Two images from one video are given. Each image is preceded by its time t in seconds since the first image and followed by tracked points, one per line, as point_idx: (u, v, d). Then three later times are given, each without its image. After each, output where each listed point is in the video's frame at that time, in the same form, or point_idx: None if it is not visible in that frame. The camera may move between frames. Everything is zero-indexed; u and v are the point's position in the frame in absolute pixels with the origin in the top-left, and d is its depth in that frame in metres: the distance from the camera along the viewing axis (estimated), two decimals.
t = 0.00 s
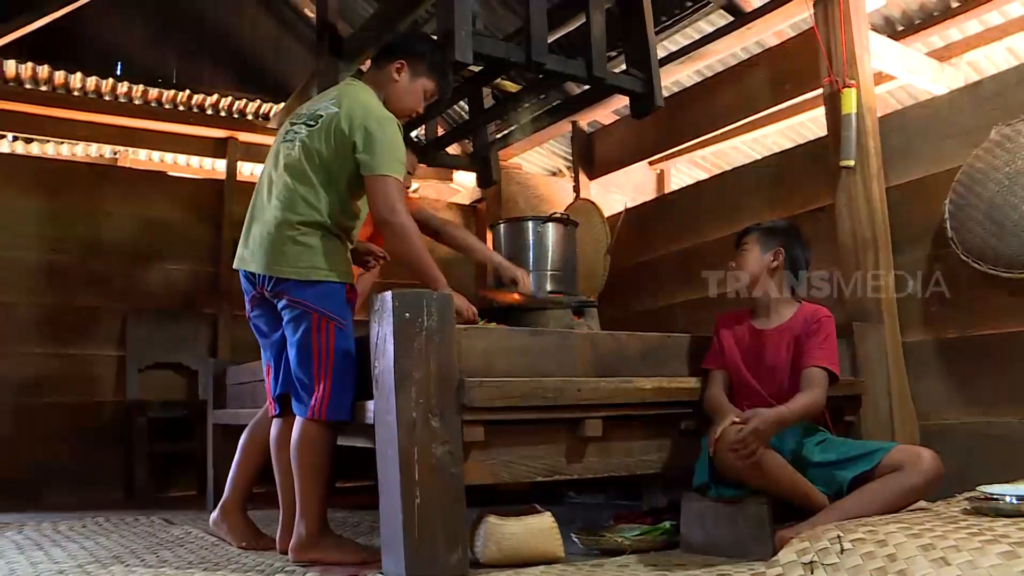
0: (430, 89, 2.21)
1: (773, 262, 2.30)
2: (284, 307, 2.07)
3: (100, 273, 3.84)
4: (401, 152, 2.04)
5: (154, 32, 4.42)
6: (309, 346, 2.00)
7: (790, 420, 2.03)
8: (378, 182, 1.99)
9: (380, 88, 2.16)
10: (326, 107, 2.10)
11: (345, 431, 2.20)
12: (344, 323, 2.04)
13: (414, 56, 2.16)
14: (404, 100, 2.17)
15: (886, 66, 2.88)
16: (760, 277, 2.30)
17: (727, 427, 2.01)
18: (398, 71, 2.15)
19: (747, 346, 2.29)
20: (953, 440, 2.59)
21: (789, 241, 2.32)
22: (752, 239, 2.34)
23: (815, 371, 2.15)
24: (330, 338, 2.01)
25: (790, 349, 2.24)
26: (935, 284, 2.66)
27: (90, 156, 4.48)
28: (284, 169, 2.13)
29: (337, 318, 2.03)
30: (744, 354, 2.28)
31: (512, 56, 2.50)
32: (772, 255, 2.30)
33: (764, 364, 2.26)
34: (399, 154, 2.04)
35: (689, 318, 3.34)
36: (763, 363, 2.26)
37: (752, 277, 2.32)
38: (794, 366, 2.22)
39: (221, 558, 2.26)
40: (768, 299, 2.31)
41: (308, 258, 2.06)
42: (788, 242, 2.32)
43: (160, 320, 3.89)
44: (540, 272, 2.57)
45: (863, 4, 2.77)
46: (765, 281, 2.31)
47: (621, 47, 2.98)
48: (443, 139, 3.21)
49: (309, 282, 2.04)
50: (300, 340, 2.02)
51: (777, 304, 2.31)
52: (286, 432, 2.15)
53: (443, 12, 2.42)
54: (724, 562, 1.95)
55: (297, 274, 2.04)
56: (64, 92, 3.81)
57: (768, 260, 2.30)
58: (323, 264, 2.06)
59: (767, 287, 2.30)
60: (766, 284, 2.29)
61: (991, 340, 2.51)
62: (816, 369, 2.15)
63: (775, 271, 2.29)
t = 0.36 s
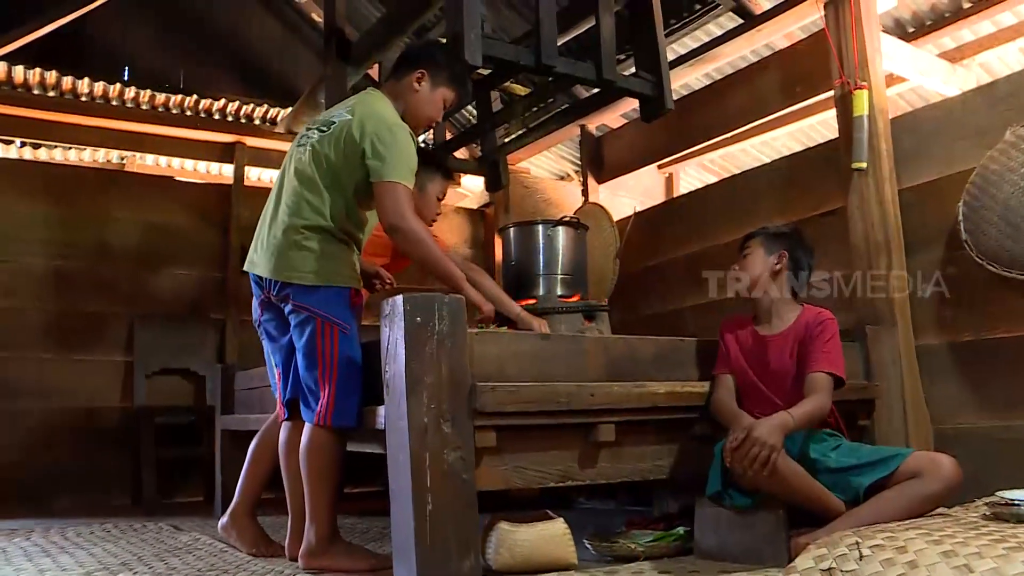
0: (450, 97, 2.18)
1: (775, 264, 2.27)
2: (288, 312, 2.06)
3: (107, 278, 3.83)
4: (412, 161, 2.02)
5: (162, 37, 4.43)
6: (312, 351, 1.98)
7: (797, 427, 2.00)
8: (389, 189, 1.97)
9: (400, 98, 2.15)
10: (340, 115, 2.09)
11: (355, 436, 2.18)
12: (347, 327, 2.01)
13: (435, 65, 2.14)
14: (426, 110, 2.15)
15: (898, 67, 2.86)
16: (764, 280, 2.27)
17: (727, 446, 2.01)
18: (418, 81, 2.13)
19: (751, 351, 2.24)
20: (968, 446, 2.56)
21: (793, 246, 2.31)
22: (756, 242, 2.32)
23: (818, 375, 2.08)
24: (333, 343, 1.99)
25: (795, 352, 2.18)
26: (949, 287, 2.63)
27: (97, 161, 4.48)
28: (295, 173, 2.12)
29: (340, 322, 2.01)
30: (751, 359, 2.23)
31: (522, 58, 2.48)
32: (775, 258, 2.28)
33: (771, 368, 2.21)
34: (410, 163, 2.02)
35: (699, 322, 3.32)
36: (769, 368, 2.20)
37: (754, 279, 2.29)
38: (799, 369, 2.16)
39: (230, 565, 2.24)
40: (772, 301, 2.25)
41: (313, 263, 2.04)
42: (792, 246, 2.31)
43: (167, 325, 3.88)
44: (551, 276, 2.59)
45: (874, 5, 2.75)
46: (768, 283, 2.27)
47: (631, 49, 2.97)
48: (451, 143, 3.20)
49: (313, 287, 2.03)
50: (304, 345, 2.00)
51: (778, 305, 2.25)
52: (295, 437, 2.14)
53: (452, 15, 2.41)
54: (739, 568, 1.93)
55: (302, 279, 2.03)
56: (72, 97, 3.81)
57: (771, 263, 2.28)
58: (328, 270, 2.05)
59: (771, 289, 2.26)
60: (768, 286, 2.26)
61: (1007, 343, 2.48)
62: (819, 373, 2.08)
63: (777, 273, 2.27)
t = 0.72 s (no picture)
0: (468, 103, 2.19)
1: (790, 267, 2.25)
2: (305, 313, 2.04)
3: (116, 282, 3.82)
4: (435, 166, 2.01)
5: (171, 41, 4.43)
6: (328, 354, 1.96)
7: (813, 430, 1.99)
8: (407, 189, 1.96)
9: (418, 100, 2.14)
10: (364, 117, 2.08)
11: (367, 439, 2.16)
12: (365, 331, 2.00)
13: (454, 70, 2.14)
14: (440, 114, 2.14)
15: (911, 67, 2.84)
16: (779, 283, 2.24)
17: (743, 450, 1.98)
18: (437, 85, 2.13)
19: (767, 353, 2.22)
20: (985, 449, 2.53)
21: (805, 248, 2.29)
22: (768, 242, 2.30)
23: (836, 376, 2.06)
24: (351, 346, 1.97)
25: (812, 354, 2.15)
26: (965, 288, 2.60)
27: (106, 165, 4.48)
28: (315, 174, 2.10)
29: (359, 326, 2.00)
30: (766, 361, 2.21)
31: (533, 59, 2.47)
32: (789, 261, 2.26)
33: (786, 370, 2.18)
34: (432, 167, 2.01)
35: (711, 324, 3.30)
36: (786, 370, 2.18)
37: (770, 283, 2.25)
38: (816, 372, 2.13)
39: (242, 569, 2.23)
40: (788, 303, 2.23)
41: (332, 264, 2.03)
42: (805, 248, 2.29)
43: (176, 329, 3.87)
44: (562, 279, 2.56)
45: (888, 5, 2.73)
46: (784, 286, 2.24)
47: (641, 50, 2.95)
48: (460, 145, 3.19)
49: (331, 288, 2.01)
50: (321, 347, 1.98)
51: (794, 308, 2.23)
52: (307, 441, 2.12)
53: (463, 17, 2.39)
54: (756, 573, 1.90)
55: (319, 279, 2.02)
56: (81, 101, 3.81)
57: (785, 265, 2.26)
58: (347, 271, 2.04)
59: (786, 292, 2.24)
60: (783, 288, 2.23)
61: None
62: (837, 374, 2.06)
63: (792, 276, 2.25)
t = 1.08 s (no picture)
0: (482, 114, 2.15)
1: (807, 266, 2.22)
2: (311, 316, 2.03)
3: (126, 283, 3.82)
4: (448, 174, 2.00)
5: (181, 42, 4.43)
6: (336, 357, 1.95)
7: (831, 432, 1.97)
8: (423, 193, 1.95)
9: (431, 108, 2.12)
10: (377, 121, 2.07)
11: (380, 440, 2.14)
12: (371, 331, 1.99)
13: (469, 80, 2.12)
14: (452, 123, 2.11)
15: (927, 64, 2.82)
16: (797, 282, 2.21)
17: (761, 451, 1.96)
18: (450, 93, 2.11)
19: (785, 353, 2.20)
20: (1003, 449, 2.50)
21: (825, 246, 2.25)
22: (785, 241, 2.28)
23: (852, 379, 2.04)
24: (359, 347, 1.96)
25: (830, 355, 2.13)
26: (983, 287, 2.57)
27: (116, 166, 4.48)
28: (323, 173, 2.09)
29: (365, 327, 1.98)
30: (782, 361, 2.19)
31: (545, 57, 2.45)
32: (806, 259, 2.23)
33: (802, 372, 2.16)
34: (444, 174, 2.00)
35: (723, 324, 3.27)
36: (804, 370, 2.16)
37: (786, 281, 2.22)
38: (834, 373, 2.11)
39: (254, 571, 2.22)
40: (806, 303, 2.20)
41: (338, 264, 2.01)
42: (823, 246, 2.25)
43: (186, 330, 3.86)
44: (575, 278, 2.54)
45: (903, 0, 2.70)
46: (802, 285, 2.21)
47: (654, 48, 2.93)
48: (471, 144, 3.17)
49: (335, 289, 2.00)
50: (328, 349, 1.97)
51: (813, 308, 2.20)
52: (320, 443, 2.10)
53: (475, 14, 2.38)
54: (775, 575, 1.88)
55: (324, 279, 2.00)
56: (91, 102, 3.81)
57: (802, 263, 2.22)
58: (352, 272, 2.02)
59: (804, 292, 2.21)
60: (801, 288, 2.20)
61: None
62: (853, 377, 2.03)
63: (809, 274, 2.21)
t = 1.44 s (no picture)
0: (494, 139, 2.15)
1: (825, 266, 2.20)
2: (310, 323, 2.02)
3: (136, 285, 3.82)
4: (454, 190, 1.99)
5: (190, 44, 4.43)
6: (336, 363, 1.93)
7: (849, 434, 1.94)
8: (431, 206, 1.93)
9: (445, 133, 2.12)
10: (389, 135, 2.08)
11: (393, 442, 2.12)
12: (369, 332, 1.96)
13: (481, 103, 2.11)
14: (465, 147, 2.11)
15: (943, 61, 2.79)
16: (814, 281, 2.18)
17: (778, 453, 1.94)
18: (463, 118, 2.10)
19: (802, 356, 2.17)
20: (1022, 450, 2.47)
21: (842, 246, 2.24)
22: (801, 240, 2.25)
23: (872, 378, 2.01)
24: (358, 350, 1.94)
25: (848, 356, 2.10)
26: (1001, 286, 2.54)
27: (126, 168, 4.48)
28: (328, 176, 2.09)
29: (363, 329, 1.96)
30: (799, 363, 2.17)
31: (557, 56, 2.42)
32: (824, 258, 2.21)
33: (821, 373, 2.13)
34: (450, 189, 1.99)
35: (737, 325, 3.25)
36: (821, 370, 2.13)
37: (804, 282, 2.20)
38: (853, 373, 2.08)
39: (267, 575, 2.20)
40: (824, 304, 2.18)
41: (334, 267, 1.99)
42: (840, 246, 2.24)
43: (196, 332, 3.85)
44: (588, 278, 2.52)
45: None
46: (820, 285, 2.19)
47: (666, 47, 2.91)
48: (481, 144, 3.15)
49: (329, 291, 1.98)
50: (329, 355, 1.95)
51: (832, 308, 2.18)
52: (332, 445, 2.09)
53: (486, 13, 2.35)
54: None
55: (319, 280, 1.99)
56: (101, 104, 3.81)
57: (820, 263, 2.20)
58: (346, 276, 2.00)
59: (822, 292, 2.18)
60: (818, 288, 2.18)
61: None
62: (873, 375, 2.00)
63: (828, 274, 2.19)
